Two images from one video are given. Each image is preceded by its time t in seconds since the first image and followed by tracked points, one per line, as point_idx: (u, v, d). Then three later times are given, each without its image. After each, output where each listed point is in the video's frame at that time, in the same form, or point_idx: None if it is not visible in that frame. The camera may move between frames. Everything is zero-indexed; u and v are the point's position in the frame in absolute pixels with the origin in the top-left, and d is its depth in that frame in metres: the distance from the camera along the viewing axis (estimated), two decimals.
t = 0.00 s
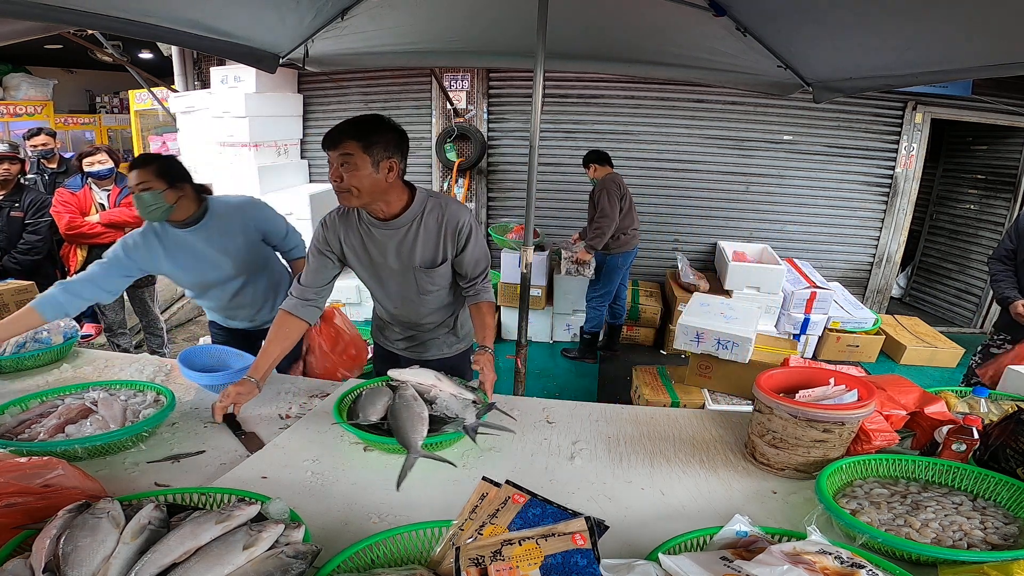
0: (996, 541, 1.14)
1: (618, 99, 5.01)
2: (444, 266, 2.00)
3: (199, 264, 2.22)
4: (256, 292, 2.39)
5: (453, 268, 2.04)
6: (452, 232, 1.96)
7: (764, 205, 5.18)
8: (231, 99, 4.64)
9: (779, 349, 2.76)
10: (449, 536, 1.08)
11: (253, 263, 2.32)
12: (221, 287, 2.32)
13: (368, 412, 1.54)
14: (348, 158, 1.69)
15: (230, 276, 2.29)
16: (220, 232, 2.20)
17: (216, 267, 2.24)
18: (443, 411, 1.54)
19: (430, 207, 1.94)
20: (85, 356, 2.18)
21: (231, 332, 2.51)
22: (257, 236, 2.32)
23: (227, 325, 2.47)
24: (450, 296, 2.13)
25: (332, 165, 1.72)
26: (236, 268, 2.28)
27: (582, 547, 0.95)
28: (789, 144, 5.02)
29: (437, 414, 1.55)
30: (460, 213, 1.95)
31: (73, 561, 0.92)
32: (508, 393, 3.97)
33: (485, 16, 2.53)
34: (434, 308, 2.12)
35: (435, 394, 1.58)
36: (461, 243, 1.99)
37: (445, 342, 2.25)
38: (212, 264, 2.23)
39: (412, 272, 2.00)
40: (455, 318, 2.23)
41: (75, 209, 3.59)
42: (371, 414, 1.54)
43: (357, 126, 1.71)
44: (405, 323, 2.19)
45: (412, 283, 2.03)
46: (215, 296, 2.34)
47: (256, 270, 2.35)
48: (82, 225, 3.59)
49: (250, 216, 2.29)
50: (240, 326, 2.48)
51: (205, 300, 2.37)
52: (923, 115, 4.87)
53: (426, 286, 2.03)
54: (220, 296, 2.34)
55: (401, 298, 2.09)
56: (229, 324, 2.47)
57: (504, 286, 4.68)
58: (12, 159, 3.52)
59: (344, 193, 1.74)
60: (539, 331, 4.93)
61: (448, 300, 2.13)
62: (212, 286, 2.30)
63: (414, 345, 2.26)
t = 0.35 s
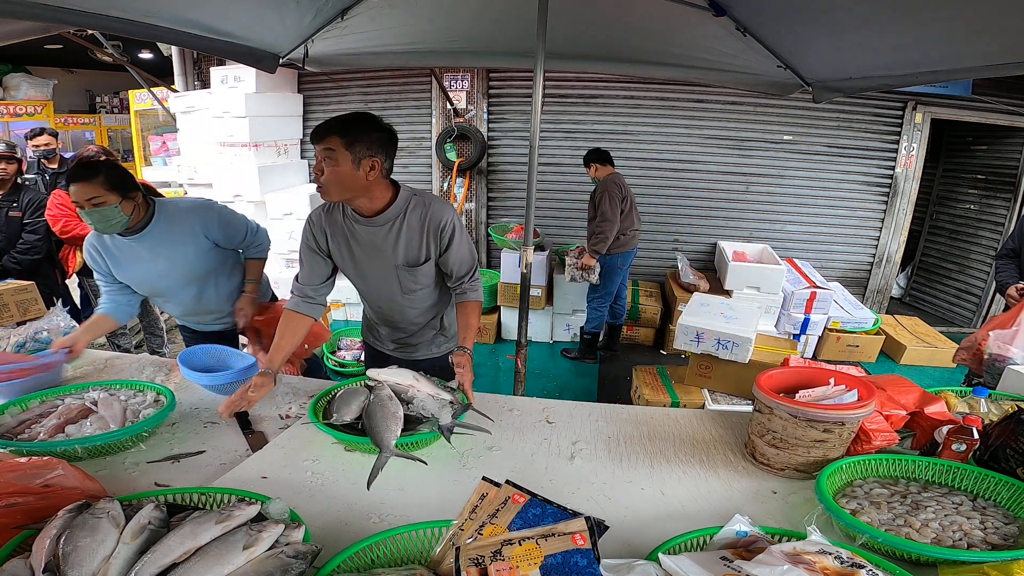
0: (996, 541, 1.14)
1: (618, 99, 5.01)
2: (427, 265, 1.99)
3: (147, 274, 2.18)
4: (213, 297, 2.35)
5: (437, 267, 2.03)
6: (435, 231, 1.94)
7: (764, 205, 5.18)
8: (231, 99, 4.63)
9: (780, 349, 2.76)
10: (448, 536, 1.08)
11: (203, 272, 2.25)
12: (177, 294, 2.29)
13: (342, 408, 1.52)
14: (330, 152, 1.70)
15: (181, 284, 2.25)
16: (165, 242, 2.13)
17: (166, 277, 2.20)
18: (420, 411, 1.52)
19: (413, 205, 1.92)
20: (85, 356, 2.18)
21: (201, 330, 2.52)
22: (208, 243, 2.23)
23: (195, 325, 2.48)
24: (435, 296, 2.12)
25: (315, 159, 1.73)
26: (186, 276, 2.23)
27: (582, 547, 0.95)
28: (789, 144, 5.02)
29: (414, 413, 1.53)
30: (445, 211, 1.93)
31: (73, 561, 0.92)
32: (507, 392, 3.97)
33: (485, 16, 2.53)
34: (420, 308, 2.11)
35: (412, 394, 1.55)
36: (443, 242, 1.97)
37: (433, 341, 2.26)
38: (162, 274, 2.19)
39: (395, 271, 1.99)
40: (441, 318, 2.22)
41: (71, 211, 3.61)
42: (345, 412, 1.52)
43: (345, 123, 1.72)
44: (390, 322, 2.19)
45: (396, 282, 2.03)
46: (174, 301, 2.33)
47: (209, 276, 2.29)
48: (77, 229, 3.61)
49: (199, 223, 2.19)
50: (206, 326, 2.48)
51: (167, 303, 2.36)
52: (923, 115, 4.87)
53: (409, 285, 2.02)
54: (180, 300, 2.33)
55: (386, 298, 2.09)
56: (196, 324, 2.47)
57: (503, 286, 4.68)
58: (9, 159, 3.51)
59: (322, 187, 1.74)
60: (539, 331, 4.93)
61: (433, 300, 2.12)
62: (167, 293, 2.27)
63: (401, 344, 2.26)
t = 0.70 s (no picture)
0: (995, 541, 1.14)
1: (618, 99, 5.01)
2: (406, 252, 2.01)
3: (137, 267, 2.19)
4: (201, 297, 2.33)
5: (417, 257, 2.05)
6: (416, 220, 1.97)
7: (764, 205, 5.18)
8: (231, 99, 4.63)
9: (779, 349, 2.76)
10: (448, 535, 1.08)
11: (192, 270, 2.25)
12: (167, 289, 2.28)
13: (343, 408, 1.52)
14: (338, 145, 1.74)
15: (170, 280, 2.24)
16: (161, 237, 2.15)
17: (157, 272, 2.21)
18: (419, 411, 1.52)
19: (399, 192, 1.98)
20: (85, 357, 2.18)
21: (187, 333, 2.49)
22: (203, 242, 2.24)
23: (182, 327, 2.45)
24: (416, 290, 2.12)
25: (321, 151, 1.75)
26: (176, 273, 2.22)
27: (582, 547, 0.95)
28: (789, 144, 5.02)
29: (414, 414, 1.54)
30: (428, 202, 1.96)
31: (73, 561, 0.92)
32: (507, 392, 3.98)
33: (485, 16, 2.53)
34: (400, 301, 2.11)
35: (412, 395, 1.55)
36: (424, 232, 1.99)
37: (414, 340, 2.24)
38: (153, 268, 2.20)
39: (374, 257, 2.02)
40: (421, 315, 2.20)
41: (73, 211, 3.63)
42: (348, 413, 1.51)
43: (346, 113, 1.74)
44: (369, 314, 2.19)
45: (376, 271, 2.05)
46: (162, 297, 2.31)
47: (199, 275, 2.28)
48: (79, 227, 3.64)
49: (196, 221, 2.21)
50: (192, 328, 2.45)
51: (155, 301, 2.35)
52: (923, 115, 4.87)
53: (387, 272, 2.04)
54: (168, 298, 2.32)
55: (367, 288, 2.11)
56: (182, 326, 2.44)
57: (504, 286, 4.68)
58: (8, 159, 3.51)
59: (330, 176, 1.80)
60: (539, 331, 4.94)
61: (412, 292, 2.11)
62: (155, 289, 2.27)
63: (380, 340, 2.25)
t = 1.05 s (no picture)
0: (996, 541, 1.14)
1: (618, 99, 5.01)
2: (409, 247, 2.04)
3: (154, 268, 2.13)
4: (215, 294, 2.32)
5: (418, 252, 2.08)
6: (421, 215, 2.02)
7: (764, 205, 5.18)
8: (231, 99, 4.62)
9: (780, 349, 2.76)
10: (448, 535, 1.08)
11: (209, 266, 2.25)
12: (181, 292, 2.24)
13: (348, 408, 1.53)
14: (371, 156, 1.78)
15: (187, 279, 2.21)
16: (178, 234, 2.14)
17: (174, 270, 2.17)
18: (423, 407, 1.54)
19: (404, 189, 2.03)
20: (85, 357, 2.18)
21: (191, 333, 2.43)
22: (216, 238, 2.27)
23: (187, 328, 2.41)
24: (414, 287, 2.14)
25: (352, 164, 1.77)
26: (195, 269, 2.21)
27: (582, 547, 0.95)
28: (789, 144, 5.02)
29: (419, 410, 1.55)
30: (432, 199, 2.02)
31: (73, 561, 0.92)
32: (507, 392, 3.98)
33: (485, 16, 2.53)
34: (398, 297, 2.12)
35: (413, 392, 1.58)
36: (427, 228, 2.04)
37: (408, 339, 2.24)
38: (171, 267, 2.16)
39: (376, 251, 2.04)
40: (417, 313, 2.21)
41: (74, 211, 3.59)
42: (351, 411, 1.52)
43: (373, 124, 1.77)
44: (366, 311, 2.18)
45: (377, 265, 2.06)
46: (174, 299, 2.26)
47: (214, 272, 2.28)
48: (80, 227, 3.61)
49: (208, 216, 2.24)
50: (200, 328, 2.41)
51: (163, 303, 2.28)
52: (923, 115, 4.87)
53: (389, 267, 2.06)
54: (179, 300, 2.27)
55: (366, 283, 2.10)
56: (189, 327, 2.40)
57: (504, 286, 4.68)
58: (8, 159, 3.51)
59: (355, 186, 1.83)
60: (539, 331, 4.94)
61: (410, 288, 2.13)
62: (170, 290, 2.22)
63: (374, 338, 2.24)
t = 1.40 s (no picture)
0: (996, 541, 1.14)
1: (618, 99, 5.01)
2: (426, 246, 2.06)
3: (156, 277, 2.12)
4: (216, 295, 2.35)
5: (434, 252, 2.10)
6: (439, 215, 2.05)
7: (764, 205, 5.18)
8: (231, 99, 4.62)
9: (780, 349, 2.76)
10: (448, 535, 1.08)
11: (210, 268, 2.27)
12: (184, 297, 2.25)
13: (348, 408, 1.52)
14: (385, 117, 1.87)
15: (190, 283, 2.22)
16: (176, 239, 2.14)
17: (177, 278, 2.17)
18: (424, 407, 1.54)
19: (424, 189, 2.05)
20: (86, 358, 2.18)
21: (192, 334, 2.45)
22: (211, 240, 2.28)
23: (187, 329, 2.44)
24: (429, 288, 2.15)
25: (366, 119, 1.87)
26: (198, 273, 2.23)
27: (582, 547, 0.95)
28: (789, 144, 5.02)
29: (419, 410, 1.55)
30: (452, 199, 2.05)
31: (73, 561, 0.92)
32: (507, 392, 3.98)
33: (484, 16, 2.53)
34: (412, 297, 2.12)
35: (413, 392, 1.57)
36: (446, 227, 2.07)
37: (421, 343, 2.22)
38: (173, 275, 2.16)
39: (392, 250, 2.05)
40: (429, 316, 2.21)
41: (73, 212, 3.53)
42: (350, 412, 1.52)
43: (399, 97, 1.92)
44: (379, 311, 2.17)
45: (393, 263, 2.07)
46: (176, 305, 2.26)
47: (214, 274, 2.30)
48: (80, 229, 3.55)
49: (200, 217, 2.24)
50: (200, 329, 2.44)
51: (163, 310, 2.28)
52: (923, 115, 4.87)
53: (405, 266, 2.07)
54: (181, 305, 2.28)
55: (381, 282, 2.10)
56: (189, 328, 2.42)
57: (504, 286, 4.69)
58: (9, 159, 3.51)
59: (362, 146, 1.87)
60: (539, 331, 4.94)
61: (425, 289, 2.14)
62: (173, 297, 2.22)
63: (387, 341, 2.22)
